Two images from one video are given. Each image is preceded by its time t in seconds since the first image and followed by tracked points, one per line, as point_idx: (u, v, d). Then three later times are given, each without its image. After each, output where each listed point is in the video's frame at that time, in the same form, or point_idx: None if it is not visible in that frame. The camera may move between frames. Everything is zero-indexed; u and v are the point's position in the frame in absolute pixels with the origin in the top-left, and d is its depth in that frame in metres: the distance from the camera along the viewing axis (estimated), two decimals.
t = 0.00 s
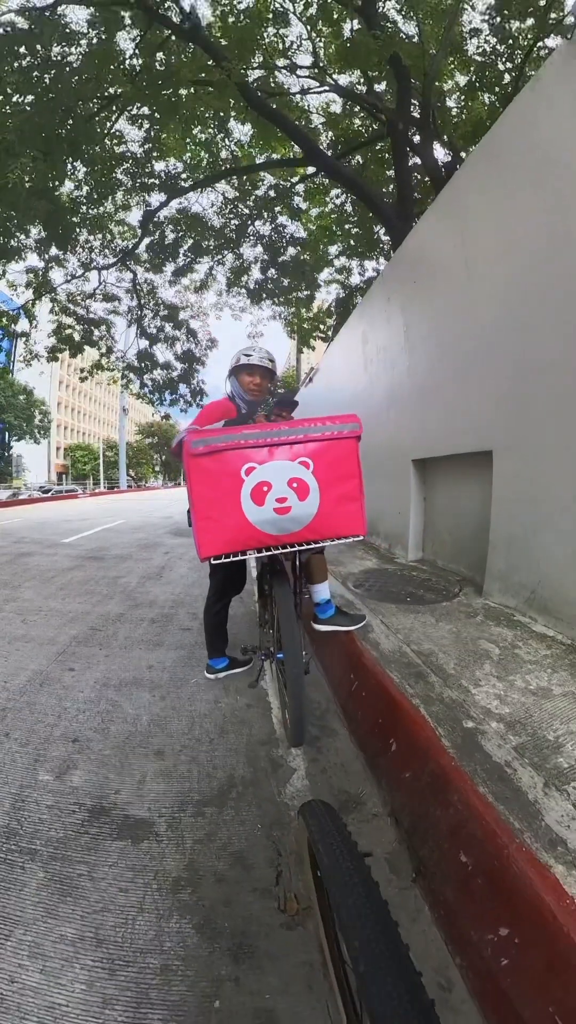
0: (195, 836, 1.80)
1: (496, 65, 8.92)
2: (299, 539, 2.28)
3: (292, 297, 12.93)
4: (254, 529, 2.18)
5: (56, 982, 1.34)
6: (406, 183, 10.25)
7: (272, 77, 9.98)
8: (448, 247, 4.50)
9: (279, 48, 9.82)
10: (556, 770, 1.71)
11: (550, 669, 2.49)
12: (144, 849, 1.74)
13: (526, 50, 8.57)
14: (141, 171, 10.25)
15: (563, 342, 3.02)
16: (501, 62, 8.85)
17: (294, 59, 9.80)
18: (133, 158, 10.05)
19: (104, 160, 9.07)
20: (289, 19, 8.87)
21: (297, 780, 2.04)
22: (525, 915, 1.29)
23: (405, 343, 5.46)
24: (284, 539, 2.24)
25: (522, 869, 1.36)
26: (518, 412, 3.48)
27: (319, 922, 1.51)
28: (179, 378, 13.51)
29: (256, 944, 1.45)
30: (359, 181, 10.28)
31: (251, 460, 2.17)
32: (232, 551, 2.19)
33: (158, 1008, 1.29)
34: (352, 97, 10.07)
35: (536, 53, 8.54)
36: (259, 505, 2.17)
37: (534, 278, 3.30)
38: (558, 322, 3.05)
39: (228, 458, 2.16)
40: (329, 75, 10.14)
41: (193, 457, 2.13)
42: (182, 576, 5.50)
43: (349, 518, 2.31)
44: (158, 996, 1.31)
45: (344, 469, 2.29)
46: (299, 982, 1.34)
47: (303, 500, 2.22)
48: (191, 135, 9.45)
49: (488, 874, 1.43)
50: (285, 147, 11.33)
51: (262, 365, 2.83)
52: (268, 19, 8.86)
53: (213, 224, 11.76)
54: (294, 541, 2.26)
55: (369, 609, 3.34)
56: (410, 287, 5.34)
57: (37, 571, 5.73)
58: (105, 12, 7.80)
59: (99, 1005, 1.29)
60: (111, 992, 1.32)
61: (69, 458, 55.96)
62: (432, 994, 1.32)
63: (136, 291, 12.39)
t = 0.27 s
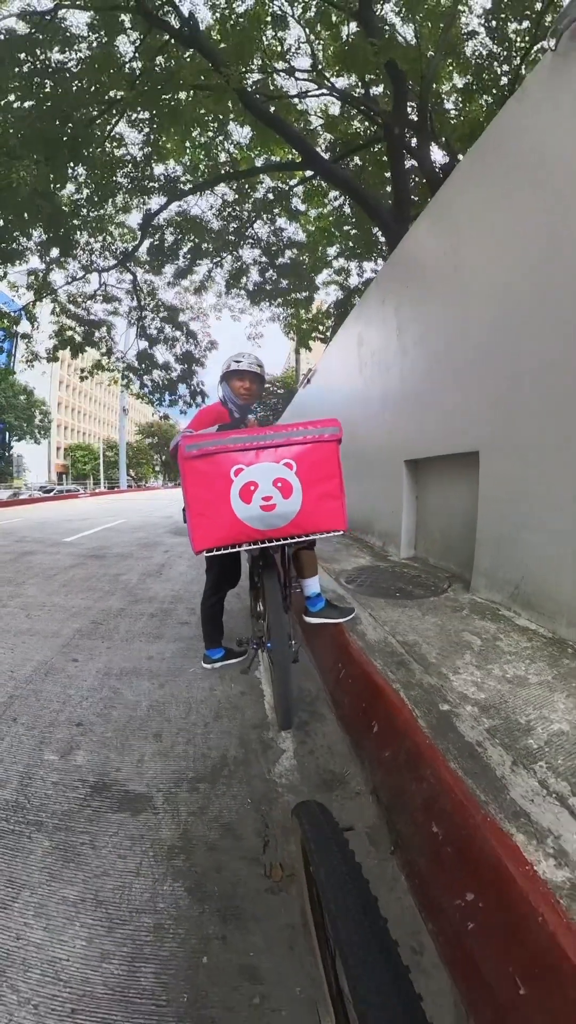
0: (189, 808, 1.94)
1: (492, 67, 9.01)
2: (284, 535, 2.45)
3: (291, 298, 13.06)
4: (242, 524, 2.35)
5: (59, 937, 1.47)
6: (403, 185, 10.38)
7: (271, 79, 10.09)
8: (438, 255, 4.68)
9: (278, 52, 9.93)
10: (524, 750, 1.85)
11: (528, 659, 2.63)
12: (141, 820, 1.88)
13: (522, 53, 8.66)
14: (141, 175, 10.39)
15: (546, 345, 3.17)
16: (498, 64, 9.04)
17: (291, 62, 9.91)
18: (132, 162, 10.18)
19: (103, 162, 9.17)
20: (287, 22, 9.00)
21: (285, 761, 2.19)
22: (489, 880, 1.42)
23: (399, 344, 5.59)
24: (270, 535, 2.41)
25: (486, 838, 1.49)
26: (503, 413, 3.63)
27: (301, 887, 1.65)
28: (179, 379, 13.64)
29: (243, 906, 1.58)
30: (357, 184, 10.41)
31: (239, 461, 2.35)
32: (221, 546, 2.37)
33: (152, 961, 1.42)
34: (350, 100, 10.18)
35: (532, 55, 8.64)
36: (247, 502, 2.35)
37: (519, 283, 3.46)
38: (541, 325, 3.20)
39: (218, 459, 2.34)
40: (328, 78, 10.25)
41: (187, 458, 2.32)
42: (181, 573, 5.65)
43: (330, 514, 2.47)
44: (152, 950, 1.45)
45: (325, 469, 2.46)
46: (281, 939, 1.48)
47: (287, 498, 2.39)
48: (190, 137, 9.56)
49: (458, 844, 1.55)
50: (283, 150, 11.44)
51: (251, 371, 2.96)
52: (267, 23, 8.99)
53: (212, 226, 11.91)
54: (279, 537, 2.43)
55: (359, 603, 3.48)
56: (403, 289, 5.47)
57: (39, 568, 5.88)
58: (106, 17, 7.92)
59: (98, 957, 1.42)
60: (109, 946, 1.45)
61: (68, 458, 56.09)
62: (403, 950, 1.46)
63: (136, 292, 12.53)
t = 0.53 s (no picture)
0: (189, 789, 2.08)
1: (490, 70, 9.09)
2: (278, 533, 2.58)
3: (291, 299, 13.17)
4: (240, 522, 2.48)
5: (67, 905, 1.59)
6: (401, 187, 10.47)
7: (270, 81, 10.19)
8: (432, 260, 4.79)
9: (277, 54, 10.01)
10: (504, 733, 1.97)
11: (514, 651, 2.75)
12: (144, 800, 2.02)
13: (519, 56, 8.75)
14: (142, 177, 10.50)
15: (537, 348, 3.28)
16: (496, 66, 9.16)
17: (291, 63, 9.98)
18: (133, 164, 10.29)
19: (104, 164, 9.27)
20: (287, 25, 9.10)
21: (280, 748, 2.33)
22: (465, 849, 1.53)
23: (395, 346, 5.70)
24: (264, 533, 2.54)
25: (464, 812, 1.59)
26: (496, 414, 3.74)
27: (293, 861, 1.77)
28: (179, 380, 13.76)
29: (238, 877, 1.70)
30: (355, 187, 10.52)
31: (236, 462, 2.48)
32: (219, 542, 2.50)
33: (153, 925, 1.54)
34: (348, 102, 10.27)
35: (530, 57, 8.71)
36: (245, 501, 2.47)
37: (511, 288, 3.57)
38: (532, 330, 3.31)
39: (218, 460, 2.46)
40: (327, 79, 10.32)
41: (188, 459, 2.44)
42: (182, 571, 5.79)
43: (323, 512, 2.60)
44: (154, 916, 1.57)
45: (318, 468, 2.59)
46: (274, 907, 1.60)
47: (282, 497, 2.51)
48: (190, 138, 9.65)
49: (438, 818, 1.66)
50: (282, 152, 11.55)
51: (247, 374, 3.09)
52: (267, 26, 9.09)
53: (211, 228, 12.02)
54: (273, 534, 2.56)
55: (354, 600, 3.61)
56: (399, 292, 5.59)
57: (44, 567, 6.02)
58: (107, 22, 8.02)
59: (103, 922, 1.54)
60: (114, 912, 1.57)
61: (69, 458, 56.20)
62: (387, 916, 1.58)
63: (137, 294, 12.65)
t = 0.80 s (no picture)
0: (189, 776, 2.18)
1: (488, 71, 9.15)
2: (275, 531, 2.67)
3: (290, 300, 13.25)
4: (240, 520, 2.57)
5: (71, 884, 1.67)
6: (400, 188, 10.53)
7: (269, 83, 10.26)
8: (428, 263, 4.88)
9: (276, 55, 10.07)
10: (489, 722, 2.05)
11: (504, 646, 2.84)
12: (146, 787, 2.11)
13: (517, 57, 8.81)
14: (142, 179, 10.59)
15: (529, 349, 3.35)
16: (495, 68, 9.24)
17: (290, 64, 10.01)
18: (133, 167, 10.37)
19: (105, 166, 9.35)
20: (286, 28, 9.18)
21: (277, 739, 2.43)
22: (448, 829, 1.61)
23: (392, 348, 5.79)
24: (262, 531, 2.63)
25: (448, 794, 1.67)
26: (488, 415, 3.82)
27: (287, 844, 1.85)
28: (179, 381, 13.86)
29: (235, 858, 1.79)
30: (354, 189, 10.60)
31: (237, 462, 2.57)
32: (220, 540, 2.59)
33: (154, 902, 1.62)
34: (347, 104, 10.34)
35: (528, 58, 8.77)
36: (244, 500, 2.57)
37: (504, 292, 3.65)
38: (525, 331, 3.38)
39: (219, 461, 2.56)
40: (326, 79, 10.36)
41: (191, 460, 2.54)
42: (182, 571, 5.89)
43: (319, 511, 2.70)
44: (154, 894, 1.65)
45: (314, 469, 2.68)
46: (268, 886, 1.68)
47: (280, 496, 2.61)
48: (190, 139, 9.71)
49: (425, 801, 1.75)
50: (281, 154, 11.62)
51: (243, 378, 3.19)
52: (266, 28, 9.16)
53: (211, 230, 12.10)
54: (270, 533, 2.65)
55: (350, 597, 3.71)
56: (396, 295, 5.68)
57: (46, 566, 6.12)
58: (107, 25, 8.09)
59: (106, 899, 1.62)
60: (116, 891, 1.65)
61: (69, 458, 56.29)
62: (375, 891, 1.66)
63: (138, 295, 12.74)
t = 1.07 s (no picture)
0: (188, 769, 2.24)
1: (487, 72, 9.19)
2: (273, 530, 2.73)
3: (290, 301, 13.30)
4: (240, 518, 2.64)
5: (73, 871, 1.73)
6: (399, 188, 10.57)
7: (269, 84, 10.30)
8: (424, 265, 4.93)
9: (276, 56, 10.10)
10: (480, 715, 2.11)
11: (497, 643, 2.89)
12: (145, 779, 2.18)
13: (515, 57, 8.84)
14: (142, 181, 10.64)
15: (525, 349, 3.40)
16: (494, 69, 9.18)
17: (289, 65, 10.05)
18: (133, 168, 10.43)
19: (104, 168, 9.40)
20: (285, 30, 9.22)
21: (273, 734, 2.49)
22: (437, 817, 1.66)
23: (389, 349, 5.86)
24: (261, 530, 2.69)
25: (437, 784, 1.72)
26: (483, 416, 3.88)
27: (282, 834, 1.91)
28: (179, 382, 13.92)
29: (231, 847, 1.84)
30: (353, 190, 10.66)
31: (237, 463, 2.64)
32: (220, 538, 2.65)
33: (152, 888, 1.67)
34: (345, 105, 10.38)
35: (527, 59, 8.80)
36: (244, 500, 2.63)
37: (498, 294, 3.70)
38: (520, 332, 3.43)
39: (220, 461, 2.63)
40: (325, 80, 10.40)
41: (193, 459, 2.61)
42: (182, 570, 5.96)
43: (317, 511, 2.75)
44: (153, 881, 1.70)
45: (312, 470, 2.74)
46: (263, 874, 1.73)
47: (279, 496, 2.67)
48: (190, 139, 9.74)
49: (415, 791, 1.80)
50: (280, 154, 11.66)
51: (245, 381, 3.25)
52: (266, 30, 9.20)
53: (211, 231, 12.15)
54: (269, 532, 2.71)
55: (347, 595, 3.77)
56: (393, 297, 5.74)
57: (47, 566, 6.18)
58: (107, 27, 8.14)
59: (107, 886, 1.67)
60: (116, 877, 1.71)
61: (69, 458, 56.33)
62: (367, 878, 1.72)
63: (137, 296, 12.80)
